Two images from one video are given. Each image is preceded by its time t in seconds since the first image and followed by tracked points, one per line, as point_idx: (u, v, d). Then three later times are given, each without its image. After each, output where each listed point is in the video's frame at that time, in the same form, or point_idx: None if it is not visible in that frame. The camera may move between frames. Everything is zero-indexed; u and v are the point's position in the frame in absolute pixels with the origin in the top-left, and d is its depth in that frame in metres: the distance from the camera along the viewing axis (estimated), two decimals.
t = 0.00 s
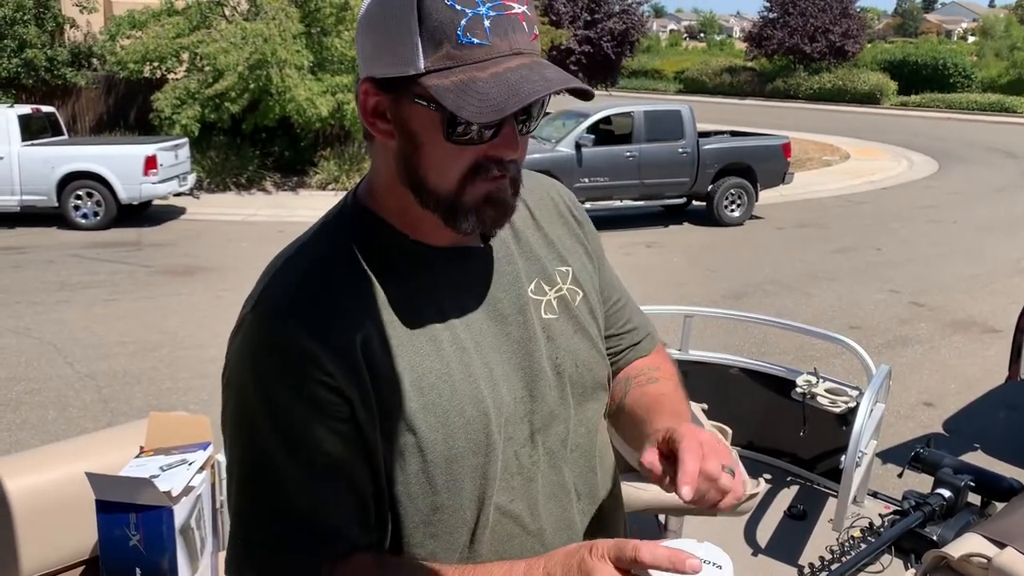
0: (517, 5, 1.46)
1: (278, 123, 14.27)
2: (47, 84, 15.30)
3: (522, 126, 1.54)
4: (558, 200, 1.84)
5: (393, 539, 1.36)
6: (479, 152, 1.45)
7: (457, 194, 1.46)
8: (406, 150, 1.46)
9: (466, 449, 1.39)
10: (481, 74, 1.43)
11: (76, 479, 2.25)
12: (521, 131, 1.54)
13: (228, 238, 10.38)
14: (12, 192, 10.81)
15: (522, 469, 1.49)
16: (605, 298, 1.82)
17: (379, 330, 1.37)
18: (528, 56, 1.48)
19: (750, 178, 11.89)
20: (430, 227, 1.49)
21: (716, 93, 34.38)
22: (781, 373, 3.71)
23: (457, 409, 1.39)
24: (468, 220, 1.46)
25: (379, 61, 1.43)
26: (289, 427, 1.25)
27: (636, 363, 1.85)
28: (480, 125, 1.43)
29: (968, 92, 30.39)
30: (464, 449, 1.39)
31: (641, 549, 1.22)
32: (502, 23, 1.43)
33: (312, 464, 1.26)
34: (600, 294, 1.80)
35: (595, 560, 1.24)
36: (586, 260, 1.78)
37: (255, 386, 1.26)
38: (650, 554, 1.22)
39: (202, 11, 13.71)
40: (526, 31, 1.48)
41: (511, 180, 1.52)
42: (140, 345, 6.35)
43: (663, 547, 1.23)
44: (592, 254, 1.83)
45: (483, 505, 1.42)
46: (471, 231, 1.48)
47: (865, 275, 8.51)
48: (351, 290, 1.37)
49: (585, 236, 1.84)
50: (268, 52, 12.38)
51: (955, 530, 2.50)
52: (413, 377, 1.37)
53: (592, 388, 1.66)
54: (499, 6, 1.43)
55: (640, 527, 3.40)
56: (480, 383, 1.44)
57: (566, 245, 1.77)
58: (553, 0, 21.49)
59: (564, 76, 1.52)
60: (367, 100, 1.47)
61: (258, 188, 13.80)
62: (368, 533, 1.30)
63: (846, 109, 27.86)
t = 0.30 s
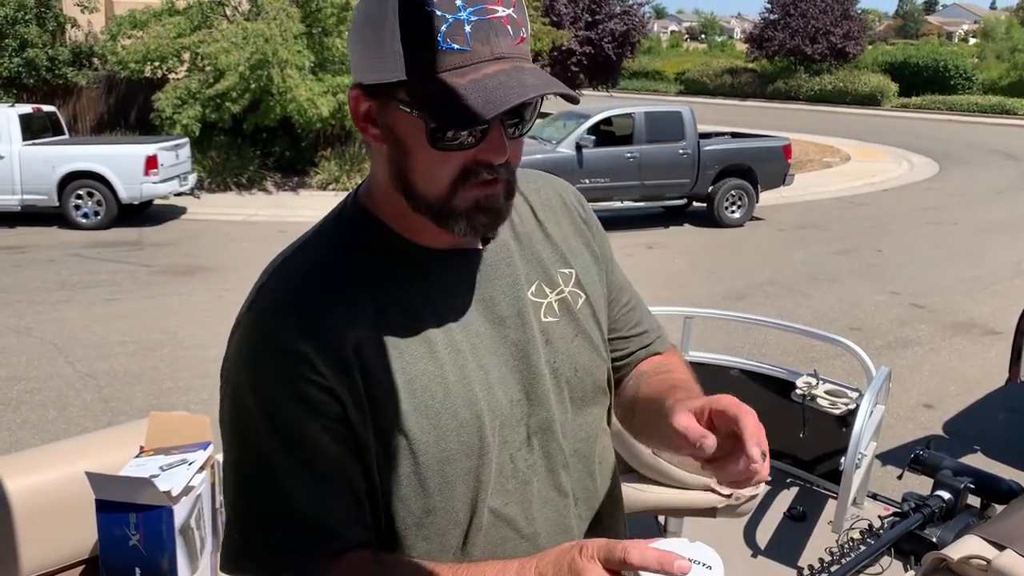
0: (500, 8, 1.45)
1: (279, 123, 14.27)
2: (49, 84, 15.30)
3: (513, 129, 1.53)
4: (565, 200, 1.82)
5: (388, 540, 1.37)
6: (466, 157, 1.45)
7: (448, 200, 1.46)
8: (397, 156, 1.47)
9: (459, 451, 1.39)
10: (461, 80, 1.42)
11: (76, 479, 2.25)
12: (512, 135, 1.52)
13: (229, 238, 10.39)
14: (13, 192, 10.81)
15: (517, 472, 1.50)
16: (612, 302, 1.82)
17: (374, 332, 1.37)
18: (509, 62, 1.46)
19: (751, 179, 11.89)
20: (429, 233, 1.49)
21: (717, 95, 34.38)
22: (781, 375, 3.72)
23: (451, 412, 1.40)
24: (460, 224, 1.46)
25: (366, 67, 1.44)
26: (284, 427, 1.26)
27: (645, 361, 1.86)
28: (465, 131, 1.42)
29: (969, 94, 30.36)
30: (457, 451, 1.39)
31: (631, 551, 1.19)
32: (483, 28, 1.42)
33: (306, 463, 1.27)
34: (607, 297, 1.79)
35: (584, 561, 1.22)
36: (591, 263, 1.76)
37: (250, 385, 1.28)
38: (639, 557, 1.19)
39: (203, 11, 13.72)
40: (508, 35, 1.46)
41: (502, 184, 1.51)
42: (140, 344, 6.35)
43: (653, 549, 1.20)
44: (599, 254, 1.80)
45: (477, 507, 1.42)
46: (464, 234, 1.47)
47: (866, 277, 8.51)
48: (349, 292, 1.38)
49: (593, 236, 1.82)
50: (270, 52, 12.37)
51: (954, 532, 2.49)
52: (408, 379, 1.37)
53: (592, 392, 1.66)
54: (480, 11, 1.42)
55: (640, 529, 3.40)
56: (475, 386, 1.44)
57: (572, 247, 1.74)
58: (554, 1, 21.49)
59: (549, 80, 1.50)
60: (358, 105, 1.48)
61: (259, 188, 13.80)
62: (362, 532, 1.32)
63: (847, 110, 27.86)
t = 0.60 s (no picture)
0: None
1: (279, 124, 14.28)
2: (50, 83, 15.31)
3: (500, 121, 1.52)
4: (573, 206, 1.82)
5: (386, 544, 1.37)
6: (453, 150, 1.46)
7: (439, 196, 1.47)
8: (388, 156, 1.49)
9: (460, 456, 1.38)
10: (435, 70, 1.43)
11: (76, 479, 2.26)
12: (501, 126, 1.52)
13: (229, 238, 10.39)
14: (14, 191, 10.82)
15: (519, 478, 1.48)
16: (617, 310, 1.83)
17: (376, 335, 1.37)
18: (481, 49, 1.46)
19: (751, 182, 11.89)
20: (430, 233, 1.49)
21: (718, 97, 34.38)
22: (781, 377, 3.71)
23: (452, 416, 1.38)
24: (453, 222, 1.47)
25: (349, 69, 1.47)
26: (282, 427, 1.28)
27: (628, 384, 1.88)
28: (447, 123, 1.44)
29: (970, 98, 30.36)
30: (458, 456, 1.38)
31: (618, 569, 1.31)
32: (453, 17, 1.43)
33: (303, 463, 1.28)
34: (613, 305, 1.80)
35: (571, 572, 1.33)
36: (597, 270, 1.76)
37: (249, 385, 1.29)
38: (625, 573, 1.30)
39: (204, 11, 13.73)
40: (480, 22, 1.46)
41: (493, 177, 1.51)
42: (140, 344, 6.35)
43: (639, 567, 1.32)
44: (605, 263, 1.80)
45: (477, 512, 1.41)
46: (458, 231, 1.48)
47: (866, 280, 8.51)
48: (352, 293, 1.38)
49: (599, 244, 1.81)
50: (271, 52, 12.38)
51: (953, 535, 2.49)
52: (409, 382, 1.37)
53: (597, 398, 1.65)
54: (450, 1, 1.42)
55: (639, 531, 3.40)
56: (477, 391, 1.43)
57: (579, 254, 1.75)
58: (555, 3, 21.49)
59: (525, 63, 1.50)
60: (349, 108, 1.51)
61: (260, 188, 13.79)
62: (359, 533, 1.32)
63: (848, 113, 27.86)
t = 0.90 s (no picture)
0: None
1: (280, 125, 14.31)
2: (50, 83, 15.32)
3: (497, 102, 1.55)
4: (582, 209, 1.82)
5: (392, 544, 1.37)
6: (455, 132, 1.49)
7: (446, 182, 1.48)
8: (392, 150, 1.51)
9: (467, 456, 1.38)
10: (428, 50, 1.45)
11: (76, 478, 2.26)
12: (499, 107, 1.55)
13: (229, 239, 10.39)
14: (15, 191, 10.82)
15: (526, 479, 1.48)
16: (626, 317, 1.81)
17: (386, 334, 1.37)
18: (470, 26, 1.48)
19: (751, 184, 11.90)
20: (441, 227, 1.50)
21: (718, 99, 34.40)
22: (781, 379, 3.70)
23: (460, 415, 1.38)
24: (462, 205, 1.47)
25: (349, 66, 1.50)
26: (290, 423, 1.28)
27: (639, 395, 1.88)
28: (446, 105, 1.47)
29: (971, 101, 30.36)
30: (466, 456, 1.38)
31: (625, 565, 1.26)
32: None
33: (310, 460, 1.29)
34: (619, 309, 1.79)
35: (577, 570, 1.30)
36: (606, 274, 1.76)
37: (258, 381, 1.30)
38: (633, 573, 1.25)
39: (205, 12, 13.74)
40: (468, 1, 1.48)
41: (498, 157, 1.53)
42: (140, 344, 6.35)
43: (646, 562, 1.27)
44: (614, 269, 1.80)
45: (483, 512, 1.41)
46: (466, 217, 1.48)
47: (866, 283, 8.52)
48: (361, 291, 1.38)
49: (608, 249, 1.81)
50: (271, 53, 12.38)
51: (952, 538, 2.49)
52: (417, 381, 1.37)
53: (603, 402, 1.65)
54: None
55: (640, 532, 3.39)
56: (485, 391, 1.43)
57: (588, 257, 1.74)
58: (556, 4, 21.48)
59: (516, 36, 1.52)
60: (354, 108, 1.54)
61: (260, 189, 13.80)
62: (364, 531, 1.33)
63: (848, 116, 27.87)
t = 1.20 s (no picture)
0: None
1: (281, 126, 14.35)
2: (52, 84, 15.33)
3: (503, 105, 1.55)
4: (584, 210, 1.82)
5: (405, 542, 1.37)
6: (463, 138, 1.49)
7: (453, 186, 1.48)
8: (401, 152, 1.51)
9: (480, 455, 1.38)
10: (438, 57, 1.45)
11: (77, 479, 2.26)
12: (507, 112, 1.55)
13: (230, 240, 10.39)
14: (16, 191, 10.83)
15: (535, 479, 1.49)
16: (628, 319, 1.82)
17: (397, 334, 1.37)
18: (478, 31, 1.48)
19: (751, 186, 11.90)
20: (449, 228, 1.51)
21: (719, 102, 34.42)
22: (781, 382, 3.70)
23: (472, 414, 1.39)
24: (469, 209, 1.47)
25: (358, 68, 1.50)
26: (304, 425, 1.28)
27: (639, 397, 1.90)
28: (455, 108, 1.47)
29: (972, 104, 30.37)
30: (478, 454, 1.38)
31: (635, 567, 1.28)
32: (451, 4, 1.45)
33: (326, 461, 1.28)
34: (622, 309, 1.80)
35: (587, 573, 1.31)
36: (610, 274, 1.76)
37: (272, 382, 1.29)
38: None
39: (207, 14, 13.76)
40: (477, 8, 1.48)
41: (506, 163, 1.53)
42: (141, 345, 6.35)
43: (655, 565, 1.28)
44: (616, 269, 1.81)
45: (494, 511, 1.42)
46: (474, 222, 1.48)
47: (867, 286, 8.52)
48: (372, 291, 1.38)
49: (610, 248, 1.82)
50: (272, 55, 12.40)
51: (952, 542, 2.49)
52: (429, 380, 1.37)
53: (610, 401, 1.65)
54: None
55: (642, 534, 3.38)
56: (496, 390, 1.43)
57: (592, 258, 1.75)
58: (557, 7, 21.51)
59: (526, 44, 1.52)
60: (363, 110, 1.54)
61: (261, 190, 13.80)
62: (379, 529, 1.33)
63: (849, 120, 27.88)
